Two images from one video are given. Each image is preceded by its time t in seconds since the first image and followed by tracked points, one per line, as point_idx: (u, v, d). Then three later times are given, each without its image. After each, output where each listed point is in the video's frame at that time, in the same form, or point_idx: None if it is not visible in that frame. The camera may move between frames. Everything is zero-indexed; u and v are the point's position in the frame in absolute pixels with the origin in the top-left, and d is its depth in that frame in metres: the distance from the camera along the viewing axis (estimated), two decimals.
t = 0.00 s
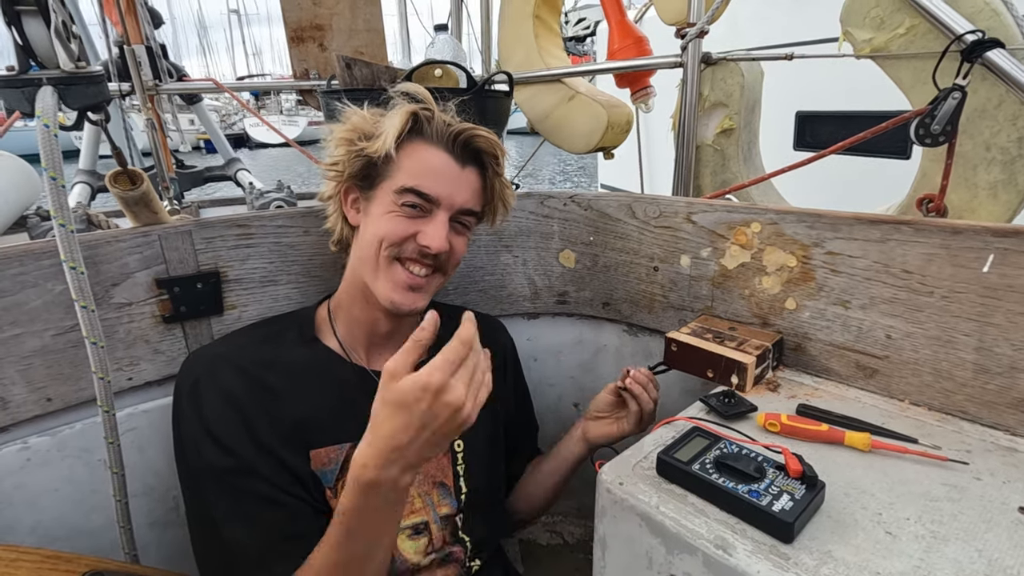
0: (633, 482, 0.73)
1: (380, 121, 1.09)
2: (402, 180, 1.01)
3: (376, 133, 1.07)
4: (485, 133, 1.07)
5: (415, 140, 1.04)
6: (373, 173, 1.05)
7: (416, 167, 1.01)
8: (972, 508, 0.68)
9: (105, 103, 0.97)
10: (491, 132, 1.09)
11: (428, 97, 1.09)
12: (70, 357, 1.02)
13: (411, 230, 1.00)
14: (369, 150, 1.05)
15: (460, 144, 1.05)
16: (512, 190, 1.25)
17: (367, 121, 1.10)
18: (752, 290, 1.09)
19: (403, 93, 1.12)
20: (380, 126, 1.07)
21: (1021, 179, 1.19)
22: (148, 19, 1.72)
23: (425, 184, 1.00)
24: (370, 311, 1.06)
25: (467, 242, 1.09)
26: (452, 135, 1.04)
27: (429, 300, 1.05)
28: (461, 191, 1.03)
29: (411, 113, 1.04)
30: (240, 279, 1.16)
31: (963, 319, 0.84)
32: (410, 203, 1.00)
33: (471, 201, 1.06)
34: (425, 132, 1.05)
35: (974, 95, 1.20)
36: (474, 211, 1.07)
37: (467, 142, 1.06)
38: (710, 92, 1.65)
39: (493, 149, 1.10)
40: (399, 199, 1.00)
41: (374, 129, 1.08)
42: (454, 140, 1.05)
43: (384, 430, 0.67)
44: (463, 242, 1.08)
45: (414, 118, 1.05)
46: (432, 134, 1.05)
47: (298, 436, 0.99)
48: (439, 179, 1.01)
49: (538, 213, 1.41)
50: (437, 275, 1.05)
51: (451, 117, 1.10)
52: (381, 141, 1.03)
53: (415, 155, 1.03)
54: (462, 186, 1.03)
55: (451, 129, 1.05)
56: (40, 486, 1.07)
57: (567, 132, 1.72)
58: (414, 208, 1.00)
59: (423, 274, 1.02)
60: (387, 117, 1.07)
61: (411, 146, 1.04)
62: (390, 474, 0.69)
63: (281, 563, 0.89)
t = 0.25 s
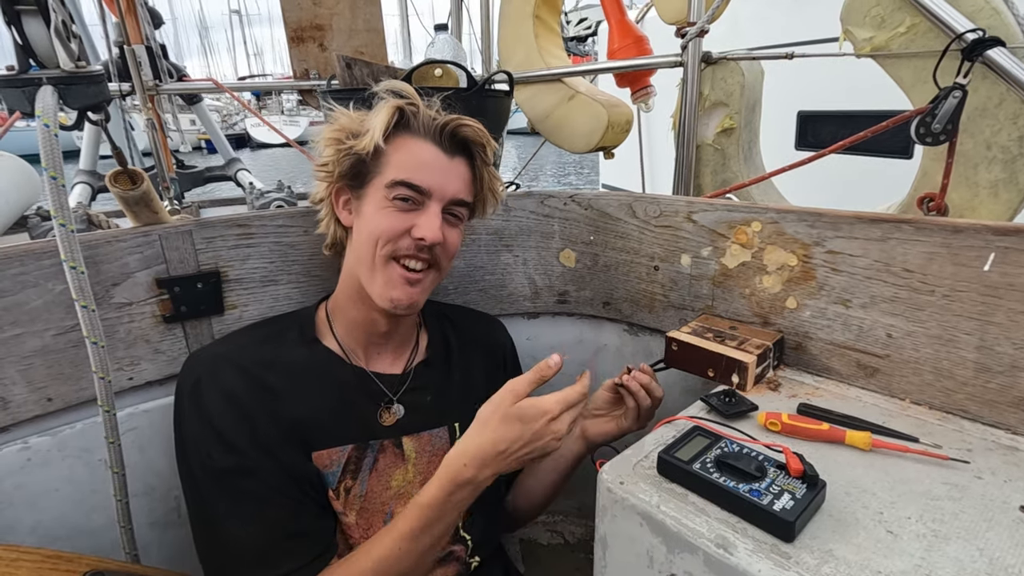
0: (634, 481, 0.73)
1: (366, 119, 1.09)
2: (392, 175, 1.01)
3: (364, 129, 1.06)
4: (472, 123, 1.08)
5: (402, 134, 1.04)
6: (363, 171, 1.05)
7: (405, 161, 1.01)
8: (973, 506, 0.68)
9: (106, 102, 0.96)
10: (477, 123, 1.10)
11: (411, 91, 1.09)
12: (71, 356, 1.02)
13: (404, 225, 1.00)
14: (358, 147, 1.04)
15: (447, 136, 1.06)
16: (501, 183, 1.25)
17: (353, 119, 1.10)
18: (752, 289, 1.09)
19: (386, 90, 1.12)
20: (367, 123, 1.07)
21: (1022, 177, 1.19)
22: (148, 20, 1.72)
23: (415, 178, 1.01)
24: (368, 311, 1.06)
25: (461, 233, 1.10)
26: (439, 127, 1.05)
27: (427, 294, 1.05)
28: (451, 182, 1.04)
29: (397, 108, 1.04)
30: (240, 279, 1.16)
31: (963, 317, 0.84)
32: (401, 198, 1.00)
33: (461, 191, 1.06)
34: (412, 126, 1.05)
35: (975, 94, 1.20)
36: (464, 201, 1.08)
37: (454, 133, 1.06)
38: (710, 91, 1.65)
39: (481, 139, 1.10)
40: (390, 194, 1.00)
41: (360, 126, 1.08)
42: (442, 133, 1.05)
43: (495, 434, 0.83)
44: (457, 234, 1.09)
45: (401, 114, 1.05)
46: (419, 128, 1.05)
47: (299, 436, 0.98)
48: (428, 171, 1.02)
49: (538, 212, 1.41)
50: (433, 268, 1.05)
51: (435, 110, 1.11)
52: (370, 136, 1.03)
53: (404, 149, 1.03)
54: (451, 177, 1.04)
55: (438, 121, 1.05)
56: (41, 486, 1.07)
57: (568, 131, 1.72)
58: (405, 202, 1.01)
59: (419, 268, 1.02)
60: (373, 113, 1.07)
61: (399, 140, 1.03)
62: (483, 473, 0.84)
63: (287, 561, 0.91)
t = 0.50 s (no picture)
0: (637, 481, 0.73)
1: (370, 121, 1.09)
2: (396, 177, 1.01)
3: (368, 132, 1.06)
4: (477, 126, 1.07)
5: (406, 137, 1.04)
6: (367, 173, 1.04)
7: (410, 164, 1.01)
8: (979, 506, 0.68)
9: (107, 101, 0.96)
10: (482, 126, 1.09)
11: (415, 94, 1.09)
12: (72, 356, 1.02)
13: (407, 228, 0.99)
14: (363, 150, 1.04)
15: (451, 139, 1.05)
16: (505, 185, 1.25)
17: (358, 121, 1.09)
18: (755, 288, 1.08)
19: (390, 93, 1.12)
20: (371, 125, 1.07)
21: None
22: (148, 19, 1.72)
23: (419, 181, 1.01)
24: (371, 312, 1.05)
25: (464, 236, 1.09)
26: (443, 129, 1.04)
27: (431, 297, 1.04)
28: (455, 186, 1.04)
29: (402, 111, 1.03)
30: (242, 278, 1.15)
31: (968, 316, 0.84)
32: (405, 201, 1.00)
33: (465, 194, 1.06)
34: (416, 129, 1.05)
35: (978, 92, 1.20)
36: (468, 204, 1.08)
37: (458, 136, 1.06)
38: (713, 90, 1.65)
39: (485, 142, 1.09)
40: (394, 197, 1.00)
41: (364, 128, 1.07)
42: (446, 135, 1.05)
43: (513, 443, 0.83)
44: (460, 237, 1.08)
45: (404, 116, 1.05)
46: (424, 130, 1.04)
47: (302, 434, 0.98)
48: (432, 175, 1.01)
49: (540, 211, 1.41)
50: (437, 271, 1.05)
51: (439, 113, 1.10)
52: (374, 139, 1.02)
53: (408, 152, 1.02)
54: (455, 180, 1.04)
55: (441, 123, 1.05)
56: (42, 486, 1.06)
57: (569, 131, 1.71)
58: (409, 204, 1.00)
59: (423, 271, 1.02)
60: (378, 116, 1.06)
61: (404, 143, 1.03)
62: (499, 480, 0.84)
63: (287, 561, 0.89)
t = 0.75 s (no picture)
0: (635, 480, 0.73)
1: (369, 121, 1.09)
2: (393, 178, 1.01)
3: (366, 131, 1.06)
4: (475, 129, 1.07)
5: (404, 138, 1.04)
6: (364, 173, 1.04)
7: (407, 165, 1.01)
8: (977, 506, 0.68)
9: (107, 102, 0.96)
10: (480, 129, 1.09)
11: (414, 95, 1.09)
12: (72, 356, 1.02)
13: (403, 230, 0.99)
14: (360, 150, 1.04)
15: (449, 141, 1.05)
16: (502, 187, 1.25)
17: (356, 120, 1.09)
18: (754, 289, 1.08)
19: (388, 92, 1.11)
20: (369, 125, 1.06)
21: None
22: (148, 20, 1.72)
23: (416, 183, 1.01)
24: (367, 312, 1.06)
25: (460, 238, 1.09)
26: (441, 131, 1.04)
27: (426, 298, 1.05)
28: (452, 188, 1.04)
29: (399, 112, 1.03)
30: (242, 279, 1.15)
31: (966, 316, 0.84)
32: (401, 202, 1.00)
33: (462, 196, 1.06)
34: (414, 130, 1.05)
35: (976, 93, 1.20)
36: (465, 206, 1.08)
37: (456, 138, 1.06)
38: (712, 90, 1.65)
39: (483, 145, 1.10)
40: (391, 198, 1.01)
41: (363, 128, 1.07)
42: (444, 137, 1.05)
43: (509, 446, 0.83)
44: (456, 239, 1.08)
45: (403, 117, 1.05)
46: (421, 131, 1.04)
47: (298, 435, 0.98)
48: (429, 177, 1.01)
49: (539, 212, 1.41)
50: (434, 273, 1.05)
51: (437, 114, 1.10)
52: (371, 140, 1.02)
53: (405, 153, 1.02)
54: (452, 182, 1.04)
55: (439, 125, 1.05)
56: (42, 486, 1.06)
57: (569, 131, 1.72)
58: (405, 206, 1.01)
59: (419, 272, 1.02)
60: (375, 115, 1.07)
61: (401, 144, 1.03)
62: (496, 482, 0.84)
63: (283, 562, 0.90)
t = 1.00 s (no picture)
0: (634, 482, 0.73)
1: (377, 125, 1.07)
2: (405, 189, 1.00)
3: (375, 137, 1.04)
4: (486, 140, 1.08)
5: (416, 147, 1.03)
6: (372, 180, 1.02)
7: (419, 175, 1.01)
8: (974, 507, 0.68)
9: (107, 103, 0.96)
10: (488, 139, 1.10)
11: (426, 102, 1.07)
12: (71, 357, 1.02)
13: (415, 239, 1.00)
14: (370, 157, 1.02)
15: (460, 151, 1.05)
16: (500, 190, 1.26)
17: (363, 124, 1.07)
18: (753, 291, 1.09)
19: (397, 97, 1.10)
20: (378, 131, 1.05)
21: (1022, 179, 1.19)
22: (149, 21, 1.72)
23: (428, 193, 1.01)
24: (371, 316, 1.06)
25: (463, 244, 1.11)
26: (454, 142, 1.04)
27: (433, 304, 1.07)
28: (463, 198, 1.05)
29: (413, 120, 1.03)
30: (241, 280, 1.16)
31: (964, 318, 0.84)
32: (414, 212, 1.00)
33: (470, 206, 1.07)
34: (426, 139, 1.04)
35: (974, 95, 1.21)
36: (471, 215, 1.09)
37: (468, 149, 1.06)
38: (710, 92, 1.65)
39: (491, 155, 1.11)
40: (403, 208, 1.00)
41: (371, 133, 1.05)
42: (456, 147, 1.05)
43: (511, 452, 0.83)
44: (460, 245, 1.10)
45: (415, 125, 1.03)
46: (433, 141, 1.04)
47: (296, 437, 0.98)
48: (442, 187, 1.02)
49: (539, 213, 1.41)
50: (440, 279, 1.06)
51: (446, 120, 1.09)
52: (383, 148, 1.01)
53: (418, 163, 1.01)
54: (463, 193, 1.05)
55: (451, 135, 1.04)
56: (41, 487, 1.07)
57: (568, 133, 1.72)
58: (418, 216, 1.00)
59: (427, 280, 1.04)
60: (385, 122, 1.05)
61: (414, 153, 1.02)
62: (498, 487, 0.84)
63: (282, 563, 0.90)
